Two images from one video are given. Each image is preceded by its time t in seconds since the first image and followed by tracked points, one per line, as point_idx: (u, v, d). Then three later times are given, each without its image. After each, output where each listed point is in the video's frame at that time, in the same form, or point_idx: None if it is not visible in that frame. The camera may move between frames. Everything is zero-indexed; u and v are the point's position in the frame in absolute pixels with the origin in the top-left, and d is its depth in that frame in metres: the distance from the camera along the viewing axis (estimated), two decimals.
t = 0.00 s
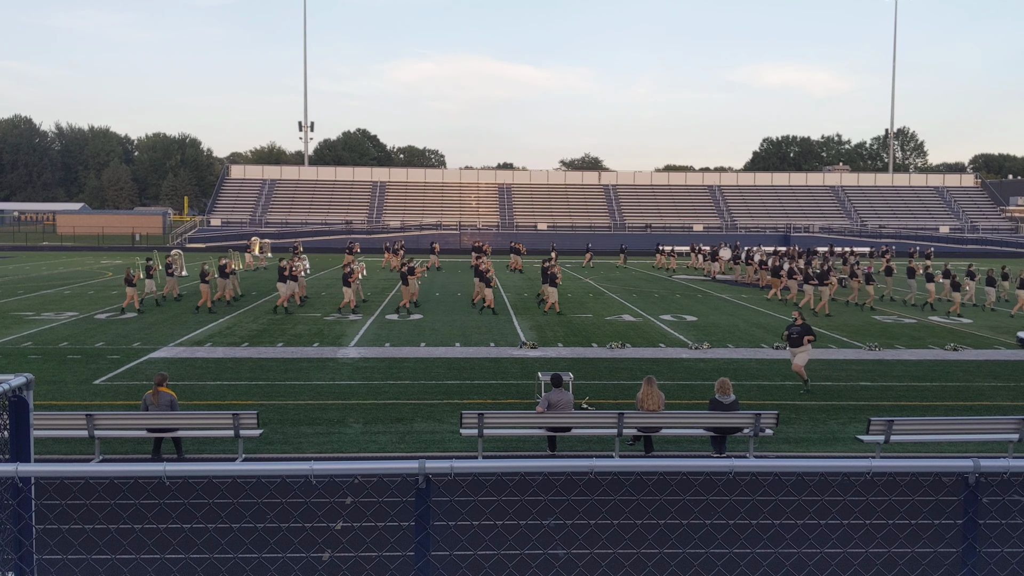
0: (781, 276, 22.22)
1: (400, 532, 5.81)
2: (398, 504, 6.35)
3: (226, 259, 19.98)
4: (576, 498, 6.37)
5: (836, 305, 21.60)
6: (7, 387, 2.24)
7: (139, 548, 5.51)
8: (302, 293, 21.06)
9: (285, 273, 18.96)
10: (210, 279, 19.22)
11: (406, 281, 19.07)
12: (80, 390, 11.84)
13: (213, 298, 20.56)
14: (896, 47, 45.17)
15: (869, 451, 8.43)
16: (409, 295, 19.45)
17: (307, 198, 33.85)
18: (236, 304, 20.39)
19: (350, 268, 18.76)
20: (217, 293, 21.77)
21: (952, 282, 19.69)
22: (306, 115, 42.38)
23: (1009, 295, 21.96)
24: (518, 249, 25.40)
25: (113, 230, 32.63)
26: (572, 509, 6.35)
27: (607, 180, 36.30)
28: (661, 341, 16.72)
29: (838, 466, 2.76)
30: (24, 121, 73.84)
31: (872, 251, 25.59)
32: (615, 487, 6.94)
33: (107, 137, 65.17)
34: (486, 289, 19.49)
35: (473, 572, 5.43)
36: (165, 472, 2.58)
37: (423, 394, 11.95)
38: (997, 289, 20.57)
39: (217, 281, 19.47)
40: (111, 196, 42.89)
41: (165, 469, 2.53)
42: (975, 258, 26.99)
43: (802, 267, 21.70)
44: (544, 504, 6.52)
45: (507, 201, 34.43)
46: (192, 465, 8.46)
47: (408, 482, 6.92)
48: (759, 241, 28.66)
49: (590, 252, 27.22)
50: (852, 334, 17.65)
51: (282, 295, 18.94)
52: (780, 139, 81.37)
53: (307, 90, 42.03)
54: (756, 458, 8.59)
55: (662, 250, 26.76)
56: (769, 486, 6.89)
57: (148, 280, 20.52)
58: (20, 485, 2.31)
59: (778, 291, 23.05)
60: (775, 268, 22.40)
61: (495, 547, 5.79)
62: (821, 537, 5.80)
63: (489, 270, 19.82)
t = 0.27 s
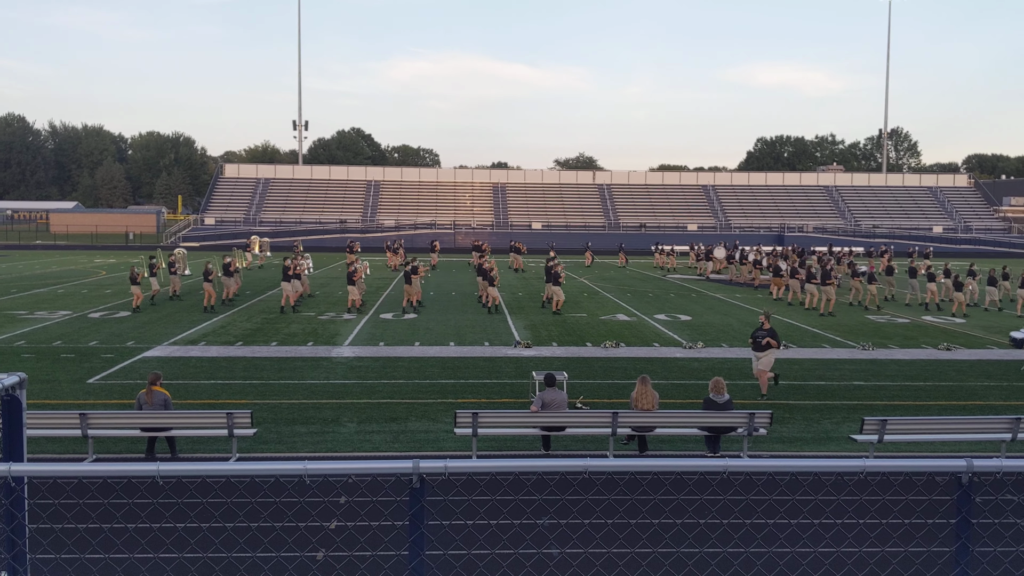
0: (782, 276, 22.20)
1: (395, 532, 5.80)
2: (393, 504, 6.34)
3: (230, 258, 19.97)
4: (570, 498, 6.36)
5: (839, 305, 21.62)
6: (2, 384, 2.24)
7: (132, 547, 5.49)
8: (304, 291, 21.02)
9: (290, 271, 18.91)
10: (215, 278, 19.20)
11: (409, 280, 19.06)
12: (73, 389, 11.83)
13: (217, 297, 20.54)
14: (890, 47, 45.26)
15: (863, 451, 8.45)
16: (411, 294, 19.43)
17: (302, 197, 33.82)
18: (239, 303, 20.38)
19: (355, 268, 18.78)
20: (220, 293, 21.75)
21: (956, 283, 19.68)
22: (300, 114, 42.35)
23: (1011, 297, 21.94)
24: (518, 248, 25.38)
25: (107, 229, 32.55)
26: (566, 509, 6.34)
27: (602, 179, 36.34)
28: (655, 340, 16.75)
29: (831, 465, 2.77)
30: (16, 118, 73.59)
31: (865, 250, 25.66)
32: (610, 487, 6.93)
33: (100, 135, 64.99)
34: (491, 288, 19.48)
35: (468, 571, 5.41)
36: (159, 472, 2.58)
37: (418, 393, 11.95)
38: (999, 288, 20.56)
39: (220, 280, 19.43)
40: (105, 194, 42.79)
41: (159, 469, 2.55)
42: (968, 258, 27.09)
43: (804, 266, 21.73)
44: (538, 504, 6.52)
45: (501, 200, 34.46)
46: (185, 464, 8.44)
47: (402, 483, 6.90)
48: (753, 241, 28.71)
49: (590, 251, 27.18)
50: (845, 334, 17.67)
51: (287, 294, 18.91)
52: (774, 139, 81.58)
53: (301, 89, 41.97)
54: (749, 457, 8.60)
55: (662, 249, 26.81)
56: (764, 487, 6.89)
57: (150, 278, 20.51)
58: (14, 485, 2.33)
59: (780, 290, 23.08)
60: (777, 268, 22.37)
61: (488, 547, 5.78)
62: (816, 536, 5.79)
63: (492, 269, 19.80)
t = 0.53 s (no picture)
0: (785, 276, 22.17)
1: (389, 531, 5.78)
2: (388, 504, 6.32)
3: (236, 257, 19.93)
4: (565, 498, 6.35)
5: (843, 305, 21.60)
6: None
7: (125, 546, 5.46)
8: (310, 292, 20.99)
9: (296, 271, 18.88)
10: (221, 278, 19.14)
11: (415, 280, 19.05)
12: (68, 389, 11.80)
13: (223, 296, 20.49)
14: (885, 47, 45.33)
15: (858, 451, 8.45)
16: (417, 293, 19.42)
17: (298, 196, 33.78)
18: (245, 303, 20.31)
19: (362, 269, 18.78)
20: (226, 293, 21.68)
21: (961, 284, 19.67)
22: (295, 113, 42.30)
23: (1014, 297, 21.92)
24: (520, 247, 25.37)
25: (102, 228, 32.47)
26: (561, 508, 6.32)
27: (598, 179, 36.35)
28: (651, 340, 16.75)
29: (828, 465, 2.77)
30: (10, 117, 73.36)
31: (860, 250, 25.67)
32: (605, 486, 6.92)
33: (95, 134, 64.82)
34: (496, 288, 19.48)
35: (463, 572, 5.38)
36: (153, 472, 2.56)
37: (413, 393, 11.93)
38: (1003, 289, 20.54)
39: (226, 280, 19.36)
40: (100, 193, 42.68)
41: (154, 469, 2.53)
42: (963, 258, 27.15)
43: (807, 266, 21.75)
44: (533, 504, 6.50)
45: (497, 199, 34.46)
46: (180, 464, 8.40)
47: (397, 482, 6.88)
48: (749, 241, 28.73)
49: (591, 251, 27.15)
50: (840, 334, 17.68)
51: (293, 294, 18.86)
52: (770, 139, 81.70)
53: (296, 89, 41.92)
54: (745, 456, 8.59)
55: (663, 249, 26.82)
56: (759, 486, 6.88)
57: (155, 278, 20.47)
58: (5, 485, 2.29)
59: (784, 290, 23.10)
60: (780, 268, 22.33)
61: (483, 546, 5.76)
62: (811, 536, 5.76)
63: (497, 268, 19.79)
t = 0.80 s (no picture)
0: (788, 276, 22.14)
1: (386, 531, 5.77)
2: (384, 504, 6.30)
3: (241, 256, 19.89)
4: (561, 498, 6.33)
5: (846, 305, 21.56)
6: None
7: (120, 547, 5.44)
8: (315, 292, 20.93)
9: (300, 271, 18.82)
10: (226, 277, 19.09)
11: (421, 279, 19.00)
12: (62, 389, 11.77)
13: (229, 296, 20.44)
14: (881, 47, 45.38)
15: (853, 451, 8.46)
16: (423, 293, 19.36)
17: (294, 195, 33.75)
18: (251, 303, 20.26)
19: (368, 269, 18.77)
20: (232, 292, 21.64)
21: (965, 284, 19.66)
22: (291, 113, 42.25)
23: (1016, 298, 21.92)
24: (522, 247, 25.32)
25: (97, 227, 32.39)
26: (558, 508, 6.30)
27: (594, 178, 36.37)
28: (647, 340, 16.75)
29: (825, 465, 2.76)
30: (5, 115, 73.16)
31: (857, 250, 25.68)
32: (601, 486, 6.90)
33: (90, 133, 64.66)
34: (501, 288, 19.50)
35: (459, 572, 5.37)
36: (147, 472, 2.54)
37: (409, 393, 11.92)
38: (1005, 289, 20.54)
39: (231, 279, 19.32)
40: (96, 192, 42.59)
41: (147, 469, 2.51)
42: (958, 258, 27.22)
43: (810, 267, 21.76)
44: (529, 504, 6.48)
45: (493, 199, 34.47)
46: (174, 465, 8.37)
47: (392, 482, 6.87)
48: (745, 240, 28.74)
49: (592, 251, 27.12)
50: (835, 334, 17.70)
51: (297, 293, 18.80)
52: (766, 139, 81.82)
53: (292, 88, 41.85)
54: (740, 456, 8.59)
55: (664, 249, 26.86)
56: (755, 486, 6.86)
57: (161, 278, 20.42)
58: None
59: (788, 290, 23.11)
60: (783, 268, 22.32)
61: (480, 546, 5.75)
62: (808, 536, 5.76)
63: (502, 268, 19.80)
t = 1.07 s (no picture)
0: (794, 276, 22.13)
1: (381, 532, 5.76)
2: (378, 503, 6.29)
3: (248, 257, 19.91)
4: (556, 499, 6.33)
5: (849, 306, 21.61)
6: None
7: (115, 548, 5.42)
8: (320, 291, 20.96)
9: (306, 271, 18.89)
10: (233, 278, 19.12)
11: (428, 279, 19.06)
12: (58, 389, 11.77)
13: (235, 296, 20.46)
14: (876, 48, 45.46)
15: (848, 450, 8.50)
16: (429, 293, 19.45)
17: (290, 195, 33.75)
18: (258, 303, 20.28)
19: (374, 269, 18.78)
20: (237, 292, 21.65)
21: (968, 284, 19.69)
22: (287, 112, 42.23)
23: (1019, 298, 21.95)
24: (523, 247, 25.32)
25: (92, 227, 32.33)
26: (552, 508, 6.30)
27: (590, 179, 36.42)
28: (643, 340, 16.76)
29: (818, 465, 2.78)
30: None
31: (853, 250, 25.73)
32: (597, 485, 6.90)
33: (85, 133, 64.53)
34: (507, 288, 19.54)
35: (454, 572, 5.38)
36: (143, 472, 2.55)
37: (405, 393, 11.92)
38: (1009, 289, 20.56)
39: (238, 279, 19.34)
40: (91, 192, 42.50)
41: (143, 469, 2.51)
42: (953, 259, 27.31)
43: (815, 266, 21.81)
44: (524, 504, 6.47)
45: (489, 199, 34.50)
46: (170, 464, 8.38)
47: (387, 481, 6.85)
48: (740, 240, 28.81)
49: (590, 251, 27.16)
50: (831, 334, 17.73)
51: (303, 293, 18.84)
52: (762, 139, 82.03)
53: (288, 88, 41.80)
54: (736, 456, 8.62)
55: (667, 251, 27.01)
56: (749, 485, 6.87)
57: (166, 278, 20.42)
58: None
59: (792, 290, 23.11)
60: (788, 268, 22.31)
61: (473, 548, 5.73)
62: (801, 536, 5.78)
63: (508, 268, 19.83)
